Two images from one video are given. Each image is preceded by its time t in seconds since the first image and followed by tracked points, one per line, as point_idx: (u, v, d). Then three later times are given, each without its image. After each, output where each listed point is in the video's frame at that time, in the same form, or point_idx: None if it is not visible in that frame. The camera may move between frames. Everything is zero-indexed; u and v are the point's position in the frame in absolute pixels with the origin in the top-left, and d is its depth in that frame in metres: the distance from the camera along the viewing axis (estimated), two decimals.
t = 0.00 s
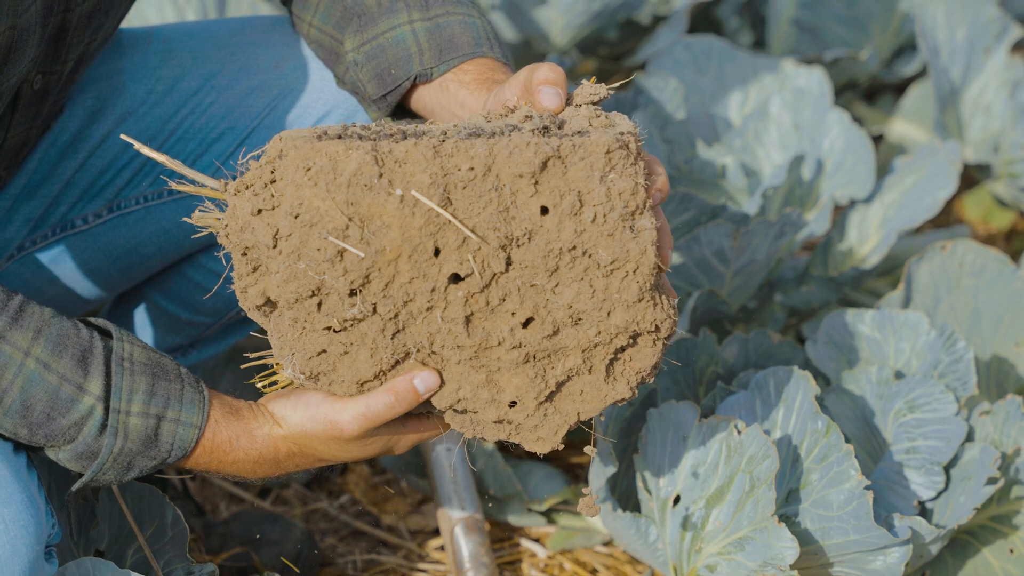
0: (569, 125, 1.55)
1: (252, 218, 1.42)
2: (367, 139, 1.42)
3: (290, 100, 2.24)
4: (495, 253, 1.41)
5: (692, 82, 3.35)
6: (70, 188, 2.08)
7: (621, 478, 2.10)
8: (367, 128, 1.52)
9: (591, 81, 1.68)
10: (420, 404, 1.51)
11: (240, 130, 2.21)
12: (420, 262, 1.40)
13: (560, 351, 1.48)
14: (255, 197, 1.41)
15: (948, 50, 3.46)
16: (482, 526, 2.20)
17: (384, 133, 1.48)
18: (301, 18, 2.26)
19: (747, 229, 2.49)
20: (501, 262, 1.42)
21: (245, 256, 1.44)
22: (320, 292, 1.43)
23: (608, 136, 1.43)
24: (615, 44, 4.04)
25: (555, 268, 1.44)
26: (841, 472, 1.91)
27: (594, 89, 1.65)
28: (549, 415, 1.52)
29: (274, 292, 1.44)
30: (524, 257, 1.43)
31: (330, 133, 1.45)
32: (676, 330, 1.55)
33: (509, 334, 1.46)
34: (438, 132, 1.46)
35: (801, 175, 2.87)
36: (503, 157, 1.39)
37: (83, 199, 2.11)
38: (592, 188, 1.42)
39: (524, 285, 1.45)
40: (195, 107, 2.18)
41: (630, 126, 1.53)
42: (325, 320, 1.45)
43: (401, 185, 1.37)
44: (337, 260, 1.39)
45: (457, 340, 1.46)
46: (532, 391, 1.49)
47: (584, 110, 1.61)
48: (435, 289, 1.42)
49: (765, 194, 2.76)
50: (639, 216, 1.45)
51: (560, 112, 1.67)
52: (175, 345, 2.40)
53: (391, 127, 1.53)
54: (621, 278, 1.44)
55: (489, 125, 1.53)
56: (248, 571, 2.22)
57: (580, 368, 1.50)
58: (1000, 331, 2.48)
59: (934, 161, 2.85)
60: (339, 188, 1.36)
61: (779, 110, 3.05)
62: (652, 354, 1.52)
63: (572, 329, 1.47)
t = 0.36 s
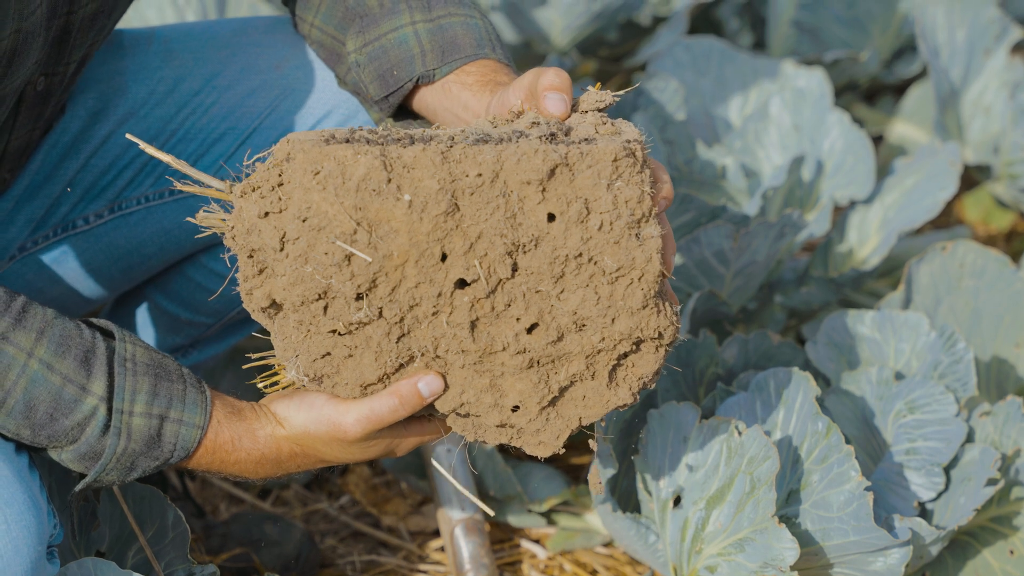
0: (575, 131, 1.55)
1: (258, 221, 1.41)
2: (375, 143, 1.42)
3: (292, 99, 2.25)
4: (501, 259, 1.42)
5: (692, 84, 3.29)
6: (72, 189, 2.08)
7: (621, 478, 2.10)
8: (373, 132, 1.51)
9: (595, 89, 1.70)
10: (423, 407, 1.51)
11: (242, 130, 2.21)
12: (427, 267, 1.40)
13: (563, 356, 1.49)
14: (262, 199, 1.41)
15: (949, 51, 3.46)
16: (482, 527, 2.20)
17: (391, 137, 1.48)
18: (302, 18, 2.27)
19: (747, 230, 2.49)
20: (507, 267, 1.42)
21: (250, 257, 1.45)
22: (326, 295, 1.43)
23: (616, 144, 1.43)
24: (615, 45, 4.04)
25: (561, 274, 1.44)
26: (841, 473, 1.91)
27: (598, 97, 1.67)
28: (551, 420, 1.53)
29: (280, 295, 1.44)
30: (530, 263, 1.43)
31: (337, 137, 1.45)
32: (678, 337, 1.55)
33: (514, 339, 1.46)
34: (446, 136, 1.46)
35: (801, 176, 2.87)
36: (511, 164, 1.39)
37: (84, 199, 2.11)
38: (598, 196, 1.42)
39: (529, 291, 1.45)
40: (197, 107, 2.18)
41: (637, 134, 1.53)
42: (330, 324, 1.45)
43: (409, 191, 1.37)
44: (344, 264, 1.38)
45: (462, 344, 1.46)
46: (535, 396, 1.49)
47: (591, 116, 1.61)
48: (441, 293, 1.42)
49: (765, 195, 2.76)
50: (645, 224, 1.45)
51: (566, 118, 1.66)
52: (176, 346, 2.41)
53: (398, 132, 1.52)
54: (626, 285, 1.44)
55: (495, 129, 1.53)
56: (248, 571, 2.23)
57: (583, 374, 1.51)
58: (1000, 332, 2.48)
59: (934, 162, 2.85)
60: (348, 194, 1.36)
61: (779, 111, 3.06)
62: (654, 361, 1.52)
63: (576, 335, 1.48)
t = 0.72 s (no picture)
0: (564, 125, 1.55)
1: (250, 227, 1.42)
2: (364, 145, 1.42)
3: (293, 102, 2.25)
4: (493, 255, 1.42)
5: (692, 85, 3.30)
6: (74, 189, 2.08)
7: (621, 479, 2.10)
8: (363, 134, 1.52)
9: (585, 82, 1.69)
10: (423, 407, 1.51)
11: (243, 130, 2.21)
12: (419, 266, 1.41)
13: (561, 350, 1.49)
14: (253, 205, 1.41)
15: (949, 52, 3.46)
16: (483, 529, 2.20)
17: (380, 137, 1.48)
18: (302, 18, 2.27)
19: (747, 231, 2.49)
20: (499, 263, 1.42)
21: (244, 264, 1.45)
22: (320, 298, 1.43)
23: (603, 136, 1.43)
24: (615, 46, 4.04)
25: (554, 268, 1.44)
26: (841, 474, 1.91)
27: (587, 90, 1.66)
28: (553, 415, 1.52)
29: (275, 300, 1.45)
30: (522, 258, 1.43)
31: (326, 141, 1.45)
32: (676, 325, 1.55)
33: (510, 335, 1.46)
34: (434, 135, 1.46)
35: (801, 177, 2.87)
36: (499, 160, 1.39)
37: (86, 200, 2.11)
38: (588, 188, 1.42)
39: (523, 286, 1.45)
40: (199, 107, 2.18)
41: (626, 125, 1.53)
42: (326, 327, 1.45)
43: (398, 190, 1.37)
44: (336, 266, 1.39)
45: (458, 342, 1.46)
46: (534, 391, 1.49)
47: (580, 110, 1.61)
48: (435, 292, 1.43)
49: (765, 196, 2.76)
50: (637, 215, 1.45)
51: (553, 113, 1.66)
52: (177, 346, 2.41)
53: (388, 133, 1.53)
54: (620, 276, 1.44)
55: (485, 127, 1.54)
56: (248, 572, 2.23)
57: (581, 367, 1.50)
58: (1000, 333, 2.48)
59: (934, 163, 2.85)
60: (337, 195, 1.36)
61: (779, 111, 3.06)
62: (654, 351, 1.52)
63: (572, 328, 1.47)
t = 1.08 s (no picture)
0: (558, 121, 1.55)
1: (246, 227, 1.42)
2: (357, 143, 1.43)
3: (293, 103, 2.25)
4: (488, 251, 1.42)
5: (692, 87, 3.31)
6: (74, 190, 2.08)
7: (621, 481, 2.10)
8: (357, 134, 1.52)
9: (579, 78, 1.69)
10: (422, 405, 1.51)
11: (243, 131, 2.21)
12: (414, 262, 1.41)
13: (558, 346, 1.49)
14: (248, 205, 1.42)
15: (948, 53, 3.45)
16: (483, 530, 2.20)
17: (374, 136, 1.48)
18: (300, 18, 2.27)
19: (747, 233, 2.49)
20: (494, 259, 1.42)
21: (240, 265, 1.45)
22: (316, 296, 1.43)
23: (596, 130, 1.44)
24: (615, 48, 4.04)
25: (549, 263, 1.44)
26: (841, 475, 1.91)
27: (581, 87, 1.66)
28: (552, 412, 1.52)
29: (271, 300, 1.45)
30: (517, 254, 1.43)
31: (320, 141, 1.46)
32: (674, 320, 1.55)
33: (506, 332, 1.46)
34: (428, 133, 1.47)
35: (801, 178, 2.87)
36: (492, 155, 1.40)
37: (86, 201, 2.11)
38: (581, 181, 1.42)
39: (519, 282, 1.45)
40: (199, 108, 2.19)
41: (619, 120, 1.53)
42: (322, 326, 1.46)
43: (391, 187, 1.37)
44: (331, 263, 1.39)
45: (455, 340, 1.46)
46: (532, 387, 1.49)
47: (573, 105, 1.61)
48: (430, 288, 1.43)
49: (766, 198, 2.76)
50: (631, 208, 1.45)
51: (544, 109, 1.68)
52: (177, 348, 2.41)
53: (382, 132, 1.53)
54: (615, 270, 1.45)
55: (479, 125, 1.54)
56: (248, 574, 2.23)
57: (579, 363, 1.50)
58: (1000, 334, 2.49)
59: (934, 164, 2.85)
60: (330, 192, 1.37)
61: (779, 112, 3.06)
62: (651, 346, 1.51)
63: (569, 324, 1.47)
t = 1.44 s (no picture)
0: (563, 113, 1.55)
1: (250, 214, 1.42)
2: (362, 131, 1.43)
3: (288, 103, 2.26)
4: (491, 240, 1.42)
5: (692, 88, 3.34)
6: (69, 191, 2.09)
7: (621, 481, 2.11)
8: (362, 123, 1.52)
9: (586, 73, 1.69)
10: (423, 396, 1.51)
11: (239, 132, 2.22)
12: (416, 250, 1.41)
13: (560, 338, 1.49)
14: (252, 191, 1.42)
15: (948, 53, 3.45)
16: (483, 530, 2.20)
17: (381, 126, 1.49)
18: (296, 19, 2.26)
19: (747, 233, 2.49)
20: (497, 249, 1.42)
21: (244, 253, 1.45)
22: (319, 284, 1.44)
23: (600, 121, 1.44)
24: (615, 48, 4.04)
25: (552, 253, 1.44)
26: (841, 476, 1.91)
27: (588, 82, 1.66)
28: (553, 406, 1.52)
29: (274, 287, 1.45)
30: (519, 243, 1.43)
31: (326, 129, 1.46)
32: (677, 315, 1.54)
33: (508, 322, 1.46)
34: (433, 123, 1.47)
35: (800, 179, 2.87)
36: (495, 144, 1.40)
37: (82, 203, 2.11)
38: (584, 171, 1.42)
39: (521, 272, 1.45)
40: (195, 109, 2.19)
41: (624, 114, 1.53)
42: (324, 314, 1.46)
43: (394, 174, 1.37)
44: (333, 249, 1.39)
45: (456, 329, 1.46)
46: (534, 379, 1.49)
47: (579, 99, 1.62)
48: (432, 277, 1.43)
49: (766, 198, 2.75)
50: (635, 199, 1.45)
51: (551, 103, 1.68)
52: (176, 350, 2.41)
53: (387, 122, 1.53)
54: (619, 262, 1.44)
55: (485, 116, 1.55)
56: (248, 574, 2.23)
57: (581, 355, 1.50)
58: (1000, 334, 2.49)
59: (934, 165, 2.85)
60: (333, 177, 1.37)
61: (779, 113, 3.06)
62: (654, 340, 1.51)
63: (571, 315, 1.47)
